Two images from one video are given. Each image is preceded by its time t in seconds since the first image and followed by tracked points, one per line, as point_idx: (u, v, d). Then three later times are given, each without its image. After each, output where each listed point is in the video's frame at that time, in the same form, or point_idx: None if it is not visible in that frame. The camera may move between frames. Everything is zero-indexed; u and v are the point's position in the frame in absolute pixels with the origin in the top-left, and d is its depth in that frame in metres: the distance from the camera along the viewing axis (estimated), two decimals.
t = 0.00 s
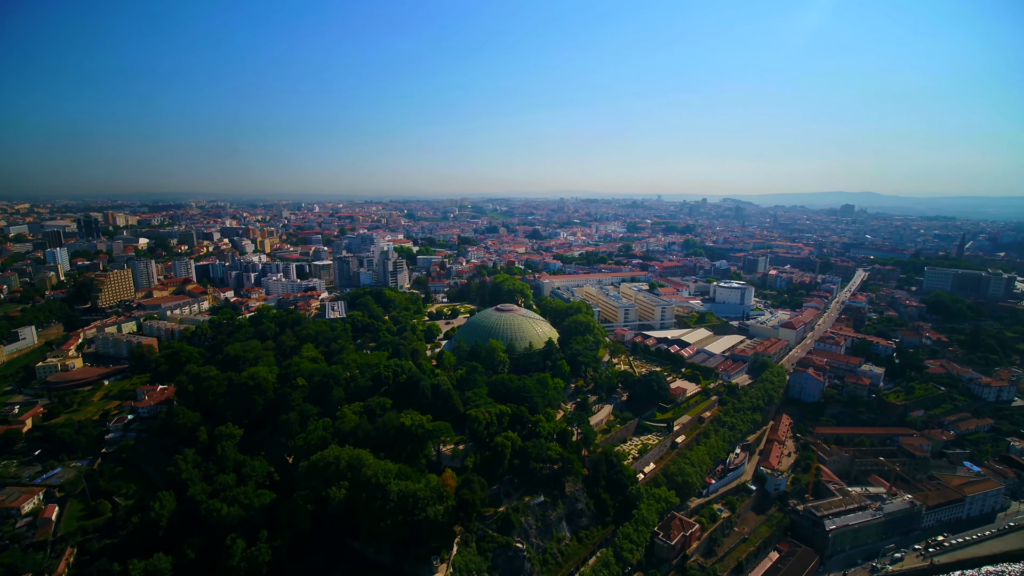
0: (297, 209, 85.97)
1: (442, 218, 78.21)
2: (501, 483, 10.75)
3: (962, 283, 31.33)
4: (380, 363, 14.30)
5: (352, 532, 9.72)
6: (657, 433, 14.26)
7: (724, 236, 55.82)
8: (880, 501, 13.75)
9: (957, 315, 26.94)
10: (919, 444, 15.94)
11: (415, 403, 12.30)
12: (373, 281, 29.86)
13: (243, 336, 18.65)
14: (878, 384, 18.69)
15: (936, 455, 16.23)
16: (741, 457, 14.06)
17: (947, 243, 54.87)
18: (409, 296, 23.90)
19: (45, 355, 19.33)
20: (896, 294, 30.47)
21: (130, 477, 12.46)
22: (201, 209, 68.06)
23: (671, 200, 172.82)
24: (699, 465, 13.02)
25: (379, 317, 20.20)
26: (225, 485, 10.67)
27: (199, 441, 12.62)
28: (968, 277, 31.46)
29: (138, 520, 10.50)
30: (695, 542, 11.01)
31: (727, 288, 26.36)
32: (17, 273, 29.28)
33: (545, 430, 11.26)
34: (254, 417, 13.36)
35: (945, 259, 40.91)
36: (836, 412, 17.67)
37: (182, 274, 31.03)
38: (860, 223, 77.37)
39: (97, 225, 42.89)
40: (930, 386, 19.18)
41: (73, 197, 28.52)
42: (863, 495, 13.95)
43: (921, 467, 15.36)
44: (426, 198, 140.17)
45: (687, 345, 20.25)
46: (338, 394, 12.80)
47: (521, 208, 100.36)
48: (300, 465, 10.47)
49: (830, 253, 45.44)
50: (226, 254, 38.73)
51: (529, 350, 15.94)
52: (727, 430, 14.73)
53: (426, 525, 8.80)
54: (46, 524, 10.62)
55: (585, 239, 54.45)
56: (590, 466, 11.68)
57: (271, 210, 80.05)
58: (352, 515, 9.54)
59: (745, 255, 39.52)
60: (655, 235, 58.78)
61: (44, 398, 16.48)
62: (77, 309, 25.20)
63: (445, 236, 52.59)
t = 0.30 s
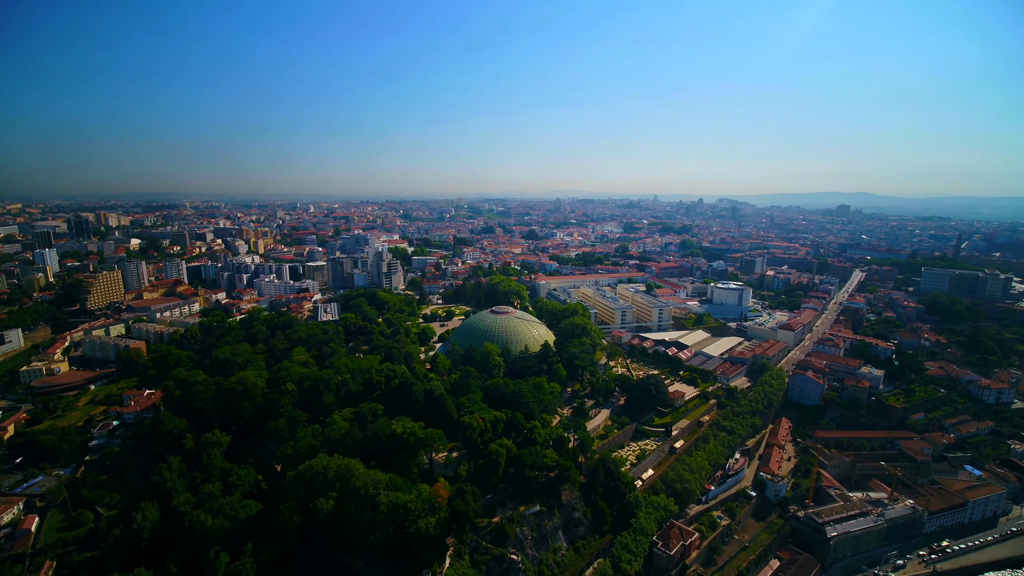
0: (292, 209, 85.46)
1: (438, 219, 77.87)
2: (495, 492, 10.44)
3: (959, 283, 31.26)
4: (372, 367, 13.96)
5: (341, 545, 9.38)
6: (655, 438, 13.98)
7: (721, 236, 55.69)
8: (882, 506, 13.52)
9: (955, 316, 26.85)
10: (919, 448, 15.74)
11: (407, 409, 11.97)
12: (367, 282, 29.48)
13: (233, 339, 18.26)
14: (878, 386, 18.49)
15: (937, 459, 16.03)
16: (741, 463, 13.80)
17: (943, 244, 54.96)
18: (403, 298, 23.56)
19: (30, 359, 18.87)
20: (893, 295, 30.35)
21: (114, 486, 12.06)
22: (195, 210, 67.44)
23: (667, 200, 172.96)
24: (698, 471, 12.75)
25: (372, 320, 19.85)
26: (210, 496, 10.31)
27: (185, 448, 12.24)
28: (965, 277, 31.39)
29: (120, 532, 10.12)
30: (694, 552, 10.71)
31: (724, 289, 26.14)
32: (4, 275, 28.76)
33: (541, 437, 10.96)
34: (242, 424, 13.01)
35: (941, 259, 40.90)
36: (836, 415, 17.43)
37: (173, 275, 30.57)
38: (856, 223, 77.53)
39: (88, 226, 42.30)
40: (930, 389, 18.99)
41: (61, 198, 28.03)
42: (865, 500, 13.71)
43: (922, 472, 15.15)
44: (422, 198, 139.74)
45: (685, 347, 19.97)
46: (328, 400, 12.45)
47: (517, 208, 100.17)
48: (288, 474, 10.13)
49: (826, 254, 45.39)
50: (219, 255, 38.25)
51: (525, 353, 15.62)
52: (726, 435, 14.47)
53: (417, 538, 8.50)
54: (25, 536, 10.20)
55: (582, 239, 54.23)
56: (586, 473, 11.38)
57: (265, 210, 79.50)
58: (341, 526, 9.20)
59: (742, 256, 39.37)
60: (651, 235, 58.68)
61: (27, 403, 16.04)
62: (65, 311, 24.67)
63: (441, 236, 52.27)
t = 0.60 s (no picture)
0: (283, 209, 84.67)
1: (431, 219, 77.40)
2: (487, 501, 10.16)
3: (950, 283, 31.43)
4: (360, 371, 13.62)
5: (327, 558, 9.05)
6: (650, 442, 13.76)
7: (713, 237, 55.75)
8: (877, 510, 13.37)
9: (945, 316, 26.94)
10: (914, 450, 15.66)
11: (396, 416, 11.65)
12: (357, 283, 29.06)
13: (218, 343, 17.81)
14: (872, 388, 18.38)
15: (931, 461, 15.96)
16: (737, 467, 13.60)
17: (932, 243, 55.50)
18: (394, 300, 23.20)
19: (7, 364, 18.30)
20: (885, 295, 30.43)
21: (91, 497, 11.62)
22: (183, 210, 66.45)
23: (659, 200, 173.49)
24: (693, 476, 12.54)
25: (362, 322, 19.49)
26: (190, 507, 9.93)
27: (166, 457, 11.83)
28: (956, 277, 31.57)
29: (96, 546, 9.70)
30: (690, 560, 10.48)
31: (717, 290, 26.02)
32: None
33: (533, 444, 10.69)
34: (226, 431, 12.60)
35: (931, 259, 41.17)
36: (831, 417, 17.32)
37: (158, 277, 29.97)
38: (846, 223, 78.10)
39: (72, 226, 41.42)
40: (924, 390, 18.96)
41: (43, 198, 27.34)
42: (860, 504, 13.57)
43: (917, 474, 15.06)
44: (415, 198, 139.06)
45: (679, 349, 19.79)
46: (314, 406, 12.11)
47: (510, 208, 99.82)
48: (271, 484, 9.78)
49: (818, 254, 45.54)
50: (206, 256, 37.61)
51: (517, 356, 15.34)
52: (721, 439, 14.28)
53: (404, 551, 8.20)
54: None
55: (575, 240, 54.07)
56: (580, 480, 11.13)
57: (255, 210, 78.61)
58: (327, 539, 8.87)
59: (735, 257, 39.38)
60: (644, 235, 58.64)
61: (3, 410, 15.52)
62: (46, 315, 24.06)
63: (434, 236, 51.90)
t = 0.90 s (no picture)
0: (274, 209, 83.83)
1: (423, 219, 76.98)
2: (478, 511, 9.86)
3: (941, 284, 31.54)
4: (349, 377, 13.25)
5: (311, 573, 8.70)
6: (645, 448, 13.52)
7: (706, 237, 55.80)
8: (874, 515, 13.21)
9: (937, 317, 26.96)
10: (909, 453, 15.54)
11: (384, 424, 11.32)
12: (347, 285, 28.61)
13: (203, 347, 17.36)
14: (867, 390, 18.26)
15: (927, 463, 15.85)
16: (733, 472, 13.39)
17: (922, 244, 55.91)
18: (384, 302, 22.82)
19: None
20: (877, 296, 30.46)
21: (67, 509, 11.16)
22: (172, 210, 65.45)
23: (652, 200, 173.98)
24: (690, 482, 12.30)
25: (352, 325, 19.09)
26: (169, 520, 9.53)
27: (146, 467, 11.40)
28: (947, 278, 31.68)
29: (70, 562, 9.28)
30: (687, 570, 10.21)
31: (711, 292, 25.88)
32: None
33: (526, 452, 10.40)
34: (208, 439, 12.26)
35: (922, 260, 41.34)
36: (826, 420, 17.19)
37: (144, 279, 29.36)
38: (837, 223, 78.56)
39: (56, 226, 40.54)
40: (918, 391, 18.88)
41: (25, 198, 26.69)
42: (857, 509, 13.39)
43: (913, 477, 14.93)
44: (408, 199, 138.40)
45: (673, 352, 19.59)
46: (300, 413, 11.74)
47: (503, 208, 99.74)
48: (253, 497, 9.41)
49: (810, 254, 45.62)
50: (194, 257, 36.95)
51: (509, 360, 15.02)
52: (717, 443, 14.06)
53: (391, 567, 7.90)
54: None
55: (568, 240, 53.91)
56: (574, 488, 10.85)
57: (246, 211, 77.72)
58: (311, 554, 8.53)
59: (728, 257, 39.34)
60: (638, 235, 58.58)
61: None
62: (26, 318, 23.46)
63: (426, 237, 51.48)
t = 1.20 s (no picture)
0: (264, 210, 83.02)
1: (416, 220, 76.55)
2: (469, 522, 9.57)
3: (933, 284, 31.67)
4: (337, 382, 12.89)
5: None
6: (639, 452, 13.28)
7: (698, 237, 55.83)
8: (871, 518, 13.08)
9: (929, 317, 27.01)
10: (904, 455, 15.45)
11: (372, 431, 10.99)
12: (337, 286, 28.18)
13: (188, 351, 16.92)
14: (861, 391, 18.16)
15: (922, 465, 15.75)
16: (729, 476, 13.18)
17: (912, 244, 56.34)
18: (375, 304, 22.45)
19: None
20: (870, 296, 30.52)
21: (43, 522, 10.72)
22: (160, 210, 64.49)
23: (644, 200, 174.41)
24: (686, 487, 12.08)
25: (341, 328, 18.71)
26: (148, 534, 9.15)
27: (125, 478, 10.97)
28: (938, 278, 31.81)
29: None
30: None
31: (705, 292, 25.75)
32: None
33: (519, 459, 10.12)
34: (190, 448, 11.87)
35: (912, 260, 41.56)
36: (821, 421, 17.08)
37: (129, 281, 28.74)
38: (828, 223, 79.10)
39: (40, 227, 39.68)
40: (912, 392, 18.82)
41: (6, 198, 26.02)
42: (853, 513, 13.25)
43: (909, 480, 14.83)
44: (400, 199, 137.65)
45: (668, 353, 19.39)
46: (287, 420, 11.40)
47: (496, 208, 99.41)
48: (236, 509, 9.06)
49: (802, 255, 45.73)
50: (181, 258, 36.30)
51: (502, 363, 14.73)
52: (712, 447, 13.87)
53: None
54: None
55: (561, 241, 53.73)
56: (568, 496, 10.59)
57: (236, 211, 76.84)
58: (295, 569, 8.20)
59: (721, 258, 39.32)
60: (631, 236, 58.52)
61: None
62: (7, 321, 22.76)
63: (418, 238, 51.12)
